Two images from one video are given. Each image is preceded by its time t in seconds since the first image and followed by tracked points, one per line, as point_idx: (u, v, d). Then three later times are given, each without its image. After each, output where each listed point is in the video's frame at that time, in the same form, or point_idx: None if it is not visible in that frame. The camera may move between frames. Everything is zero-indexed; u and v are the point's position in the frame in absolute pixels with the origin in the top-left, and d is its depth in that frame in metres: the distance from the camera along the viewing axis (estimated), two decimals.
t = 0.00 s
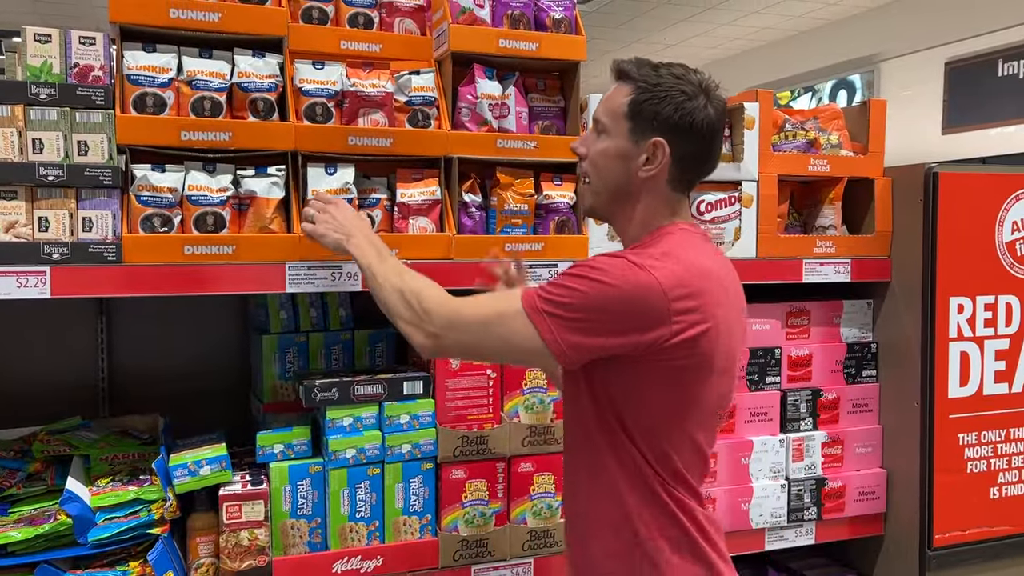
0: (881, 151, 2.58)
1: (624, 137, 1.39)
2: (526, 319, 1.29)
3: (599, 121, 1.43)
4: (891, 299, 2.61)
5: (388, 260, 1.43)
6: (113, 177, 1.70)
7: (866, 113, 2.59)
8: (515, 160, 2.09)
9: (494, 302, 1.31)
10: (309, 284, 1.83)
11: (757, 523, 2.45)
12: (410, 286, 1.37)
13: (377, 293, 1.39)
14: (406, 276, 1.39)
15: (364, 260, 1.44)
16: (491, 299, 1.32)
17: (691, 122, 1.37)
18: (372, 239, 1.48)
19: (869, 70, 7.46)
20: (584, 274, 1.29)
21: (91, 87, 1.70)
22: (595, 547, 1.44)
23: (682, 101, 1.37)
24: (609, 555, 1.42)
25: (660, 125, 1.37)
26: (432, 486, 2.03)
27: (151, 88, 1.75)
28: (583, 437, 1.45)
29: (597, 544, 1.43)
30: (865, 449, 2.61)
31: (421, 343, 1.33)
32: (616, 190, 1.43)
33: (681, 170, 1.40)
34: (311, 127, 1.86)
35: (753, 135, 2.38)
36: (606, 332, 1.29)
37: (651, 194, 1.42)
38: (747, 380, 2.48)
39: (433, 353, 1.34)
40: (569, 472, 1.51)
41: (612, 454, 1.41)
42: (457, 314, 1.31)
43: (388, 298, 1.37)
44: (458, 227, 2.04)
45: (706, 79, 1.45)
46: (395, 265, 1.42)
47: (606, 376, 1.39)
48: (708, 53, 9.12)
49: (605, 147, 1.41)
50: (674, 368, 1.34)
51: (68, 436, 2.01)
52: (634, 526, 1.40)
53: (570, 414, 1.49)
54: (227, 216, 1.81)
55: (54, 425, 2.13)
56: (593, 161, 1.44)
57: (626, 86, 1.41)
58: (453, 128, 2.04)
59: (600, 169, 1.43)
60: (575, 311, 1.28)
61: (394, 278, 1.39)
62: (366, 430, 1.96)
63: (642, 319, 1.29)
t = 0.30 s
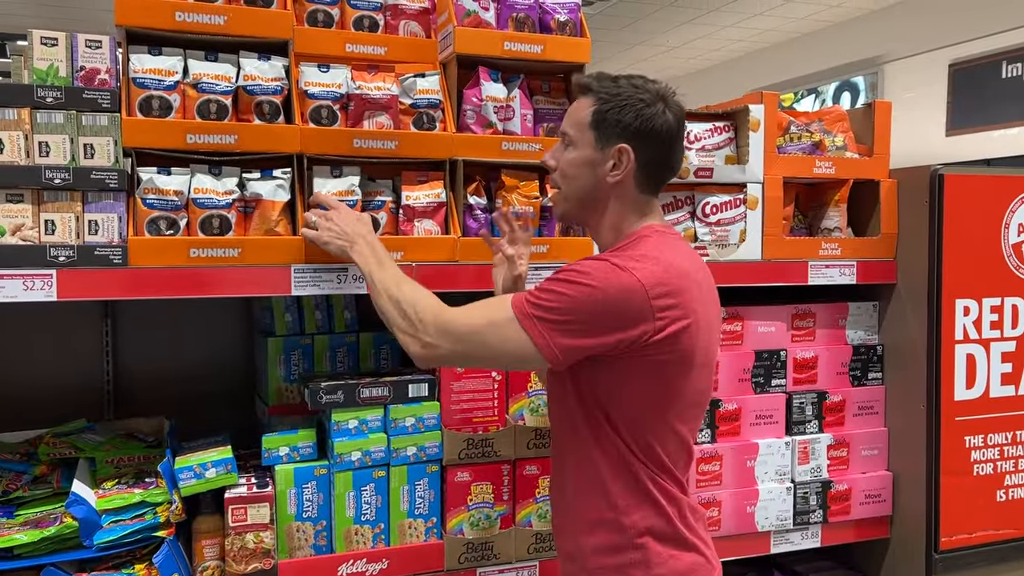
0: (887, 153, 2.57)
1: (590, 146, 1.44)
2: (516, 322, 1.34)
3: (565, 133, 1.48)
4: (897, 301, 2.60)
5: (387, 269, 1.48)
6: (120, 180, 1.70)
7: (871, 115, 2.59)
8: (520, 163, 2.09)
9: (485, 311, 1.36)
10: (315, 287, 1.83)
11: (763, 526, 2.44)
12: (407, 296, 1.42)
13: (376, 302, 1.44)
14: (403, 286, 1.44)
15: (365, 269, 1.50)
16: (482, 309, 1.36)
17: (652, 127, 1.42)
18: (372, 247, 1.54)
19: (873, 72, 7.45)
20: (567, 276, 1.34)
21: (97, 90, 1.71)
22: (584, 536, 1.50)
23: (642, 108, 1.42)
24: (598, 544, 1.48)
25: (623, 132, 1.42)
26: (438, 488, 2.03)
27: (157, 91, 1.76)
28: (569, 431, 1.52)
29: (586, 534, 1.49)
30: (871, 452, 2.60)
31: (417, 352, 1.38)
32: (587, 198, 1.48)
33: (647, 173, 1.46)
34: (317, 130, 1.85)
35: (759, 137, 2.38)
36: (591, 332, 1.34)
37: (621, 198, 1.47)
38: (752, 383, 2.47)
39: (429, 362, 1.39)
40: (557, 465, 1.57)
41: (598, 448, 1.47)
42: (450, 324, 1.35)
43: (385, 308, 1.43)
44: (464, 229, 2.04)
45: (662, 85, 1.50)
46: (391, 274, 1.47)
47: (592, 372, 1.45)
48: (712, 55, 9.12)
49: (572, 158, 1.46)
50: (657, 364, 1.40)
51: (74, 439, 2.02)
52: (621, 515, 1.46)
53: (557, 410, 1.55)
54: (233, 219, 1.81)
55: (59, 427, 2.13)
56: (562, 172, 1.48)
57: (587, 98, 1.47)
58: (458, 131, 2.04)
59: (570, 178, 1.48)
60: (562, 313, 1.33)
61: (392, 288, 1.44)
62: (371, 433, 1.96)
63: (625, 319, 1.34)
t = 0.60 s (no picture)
0: (893, 156, 2.57)
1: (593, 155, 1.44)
2: (530, 335, 1.34)
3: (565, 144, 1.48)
4: (903, 304, 2.59)
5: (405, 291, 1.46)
6: (127, 183, 1.70)
7: (877, 117, 2.59)
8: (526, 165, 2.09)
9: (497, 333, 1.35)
10: (321, 289, 1.84)
11: (768, 529, 2.44)
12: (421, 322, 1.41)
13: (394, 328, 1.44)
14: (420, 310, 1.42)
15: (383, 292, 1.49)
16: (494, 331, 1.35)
17: (652, 132, 1.43)
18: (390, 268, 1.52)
19: (878, 73, 7.44)
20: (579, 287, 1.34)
21: (105, 93, 1.71)
22: (597, 535, 1.49)
23: (641, 114, 1.43)
24: (613, 542, 1.47)
25: (625, 139, 1.42)
26: (444, 491, 2.03)
27: (164, 94, 1.76)
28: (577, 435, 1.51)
29: (600, 532, 1.49)
30: (877, 454, 2.59)
31: (432, 378, 1.38)
32: (592, 205, 1.48)
33: (651, 178, 1.46)
34: (324, 133, 1.86)
35: (765, 139, 2.37)
36: (606, 339, 1.34)
37: (627, 204, 1.48)
38: (758, 385, 2.46)
39: (442, 389, 1.37)
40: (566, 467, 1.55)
41: (608, 451, 1.47)
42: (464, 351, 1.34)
43: (399, 331, 1.43)
44: (469, 232, 2.04)
45: (657, 89, 1.51)
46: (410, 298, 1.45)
47: (602, 377, 1.44)
48: (716, 57, 9.12)
49: (576, 167, 1.46)
50: (668, 364, 1.40)
51: (81, 441, 2.03)
52: (635, 512, 1.46)
53: (561, 414, 1.54)
54: (239, 221, 1.81)
55: (66, 429, 2.14)
56: (567, 183, 1.48)
57: (585, 109, 1.47)
58: (464, 133, 2.04)
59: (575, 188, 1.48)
60: (577, 323, 1.32)
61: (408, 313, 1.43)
62: (377, 435, 1.96)
63: (637, 324, 1.35)
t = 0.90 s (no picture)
0: (897, 157, 2.56)
1: (622, 154, 1.41)
2: (608, 360, 1.26)
3: (589, 143, 1.44)
4: (907, 305, 2.59)
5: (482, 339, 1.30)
6: (132, 185, 1.70)
7: (881, 118, 2.59)
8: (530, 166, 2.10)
9: (587, 379, 1.24)
10: (326, 290, 1.84)
11: (773, 530, 2.43)
12: (508, 380, 1.26)
13: (475, 383, 1.29)
14: (500, 361, 1.28)
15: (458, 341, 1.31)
16: (584, 379, 1.25)
17: (675, 131, 1.43)
18: (461, 305, 1.33)
19: (882, 74, 7.43)
20: (643, 297, 1.28)
21: (110, 95, 1.72)
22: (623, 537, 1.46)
23: (664, 114, 1.42)
24: (641, 545, 1.45)
25: (654, 138, 1.41)
26: (448, 492, 2.03)
27: (170, 96, 1.76)
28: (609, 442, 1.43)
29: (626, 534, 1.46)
30: (881, 455, 2.59)
31: (518, 437, 1.26)
32: (618, 205, 1.45)
33: (675, 177, 1.46)
34: (328, 134, 1.86)
35: (768, 140, 2.37)
36: (674, 351, 1.28)
37: (650, 203, 1.46)
38: (762, 386, 2.46)
39: (532, 449, 1.28)
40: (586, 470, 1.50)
41: (646, 456, 1.41)
42: (560, 411, 1.24)
43: (480, 384, 1.28)
44: (474, 233, 2.04)
45: (669, 92, 1.52)
46: (491, 347, 1.29)
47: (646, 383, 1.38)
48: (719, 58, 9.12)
49: (603, 166, 1.42)
50: (714, 367, 1.38)
51: (87, 442, 2.03)
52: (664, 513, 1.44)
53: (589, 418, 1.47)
54: (244, 223, 1.82)
55: (72, 430, 2.14)
56: (593, 182, 1.44)
57: (607, 108, 1.44)
58: (468, 134, 2.04)
59: (603, 186, 1.44)
60: (652, 337, 1.26)
61: (492, 368, 1.28)
62: (382, 436, 1.96)
63: (700, 328, 1.31)
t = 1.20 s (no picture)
0: (898, 157, 2.56)
1: (657, 147, 1.32)
2: (745, 365, 1.15)
3: (622, 131, 1.31)
4: (909, 305, 2.59)
5: (664, 361, 1.09)
6: (133, 186, 1.70)
7: (883, 119, 2.58)
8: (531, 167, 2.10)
9: (756, 393, 1.13)
10: (327, 291, 1.84)
11: (775, 531, 2.43)
12: (710, 406, 1.08)
13: (669, 419, 1.07)
14: (699, 390, 1.09)
15: (643, 368, 1.08)
16: (755, 395, 1.13)
17: (686, 131, 1.40)
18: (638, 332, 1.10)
19: (884, 74, 7.43)
20: (740, 296, 1.21)
21: (112, 96, 1.72)
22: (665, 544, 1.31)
23: (681, 111, 1.38)
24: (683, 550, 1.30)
25: (677, 135, 1.36)
26: (449, 493, 2.03)
27: (171, 96, 1.77)
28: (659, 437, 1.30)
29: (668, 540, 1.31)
30: (884, 456, 2.58)
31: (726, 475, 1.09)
32: (649, 200, 1.34)
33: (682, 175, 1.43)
34: (330, 135, 1.86)
35: (770, 140, 2.37)
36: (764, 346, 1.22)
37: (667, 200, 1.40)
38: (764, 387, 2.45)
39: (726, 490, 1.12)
40: (623, 470, 1.34)
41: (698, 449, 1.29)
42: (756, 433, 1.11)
43: (679, 424, 1.07)
44: (475, 234, 2.04)
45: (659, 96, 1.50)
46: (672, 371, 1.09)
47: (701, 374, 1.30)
48: (722, 58, 9.11)
49: (643, 157, 1.31)
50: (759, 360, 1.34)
51: (89, 443, 2.02)
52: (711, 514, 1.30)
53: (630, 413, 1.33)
54: (246, 223, 1.82)
55: (74, 431, 2.14)
56: (632, 171, 1.30)
57: (634, 99, 1.34)
58: (470, 135, 2.04)
59: (641, 177, 1.31)
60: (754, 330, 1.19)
61: (688, 396, 1.07)
62: (382, 437, 1.96)
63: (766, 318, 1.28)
